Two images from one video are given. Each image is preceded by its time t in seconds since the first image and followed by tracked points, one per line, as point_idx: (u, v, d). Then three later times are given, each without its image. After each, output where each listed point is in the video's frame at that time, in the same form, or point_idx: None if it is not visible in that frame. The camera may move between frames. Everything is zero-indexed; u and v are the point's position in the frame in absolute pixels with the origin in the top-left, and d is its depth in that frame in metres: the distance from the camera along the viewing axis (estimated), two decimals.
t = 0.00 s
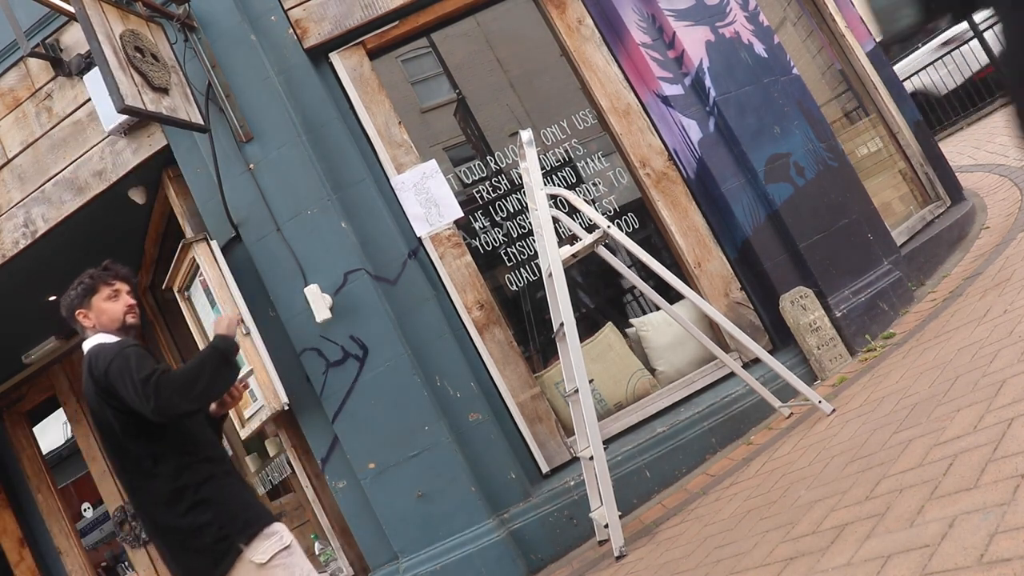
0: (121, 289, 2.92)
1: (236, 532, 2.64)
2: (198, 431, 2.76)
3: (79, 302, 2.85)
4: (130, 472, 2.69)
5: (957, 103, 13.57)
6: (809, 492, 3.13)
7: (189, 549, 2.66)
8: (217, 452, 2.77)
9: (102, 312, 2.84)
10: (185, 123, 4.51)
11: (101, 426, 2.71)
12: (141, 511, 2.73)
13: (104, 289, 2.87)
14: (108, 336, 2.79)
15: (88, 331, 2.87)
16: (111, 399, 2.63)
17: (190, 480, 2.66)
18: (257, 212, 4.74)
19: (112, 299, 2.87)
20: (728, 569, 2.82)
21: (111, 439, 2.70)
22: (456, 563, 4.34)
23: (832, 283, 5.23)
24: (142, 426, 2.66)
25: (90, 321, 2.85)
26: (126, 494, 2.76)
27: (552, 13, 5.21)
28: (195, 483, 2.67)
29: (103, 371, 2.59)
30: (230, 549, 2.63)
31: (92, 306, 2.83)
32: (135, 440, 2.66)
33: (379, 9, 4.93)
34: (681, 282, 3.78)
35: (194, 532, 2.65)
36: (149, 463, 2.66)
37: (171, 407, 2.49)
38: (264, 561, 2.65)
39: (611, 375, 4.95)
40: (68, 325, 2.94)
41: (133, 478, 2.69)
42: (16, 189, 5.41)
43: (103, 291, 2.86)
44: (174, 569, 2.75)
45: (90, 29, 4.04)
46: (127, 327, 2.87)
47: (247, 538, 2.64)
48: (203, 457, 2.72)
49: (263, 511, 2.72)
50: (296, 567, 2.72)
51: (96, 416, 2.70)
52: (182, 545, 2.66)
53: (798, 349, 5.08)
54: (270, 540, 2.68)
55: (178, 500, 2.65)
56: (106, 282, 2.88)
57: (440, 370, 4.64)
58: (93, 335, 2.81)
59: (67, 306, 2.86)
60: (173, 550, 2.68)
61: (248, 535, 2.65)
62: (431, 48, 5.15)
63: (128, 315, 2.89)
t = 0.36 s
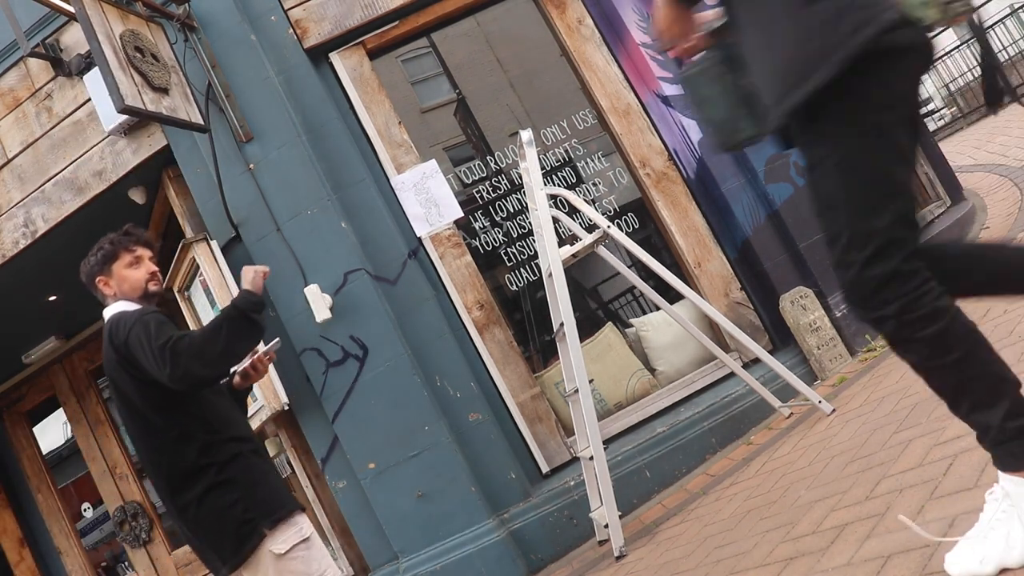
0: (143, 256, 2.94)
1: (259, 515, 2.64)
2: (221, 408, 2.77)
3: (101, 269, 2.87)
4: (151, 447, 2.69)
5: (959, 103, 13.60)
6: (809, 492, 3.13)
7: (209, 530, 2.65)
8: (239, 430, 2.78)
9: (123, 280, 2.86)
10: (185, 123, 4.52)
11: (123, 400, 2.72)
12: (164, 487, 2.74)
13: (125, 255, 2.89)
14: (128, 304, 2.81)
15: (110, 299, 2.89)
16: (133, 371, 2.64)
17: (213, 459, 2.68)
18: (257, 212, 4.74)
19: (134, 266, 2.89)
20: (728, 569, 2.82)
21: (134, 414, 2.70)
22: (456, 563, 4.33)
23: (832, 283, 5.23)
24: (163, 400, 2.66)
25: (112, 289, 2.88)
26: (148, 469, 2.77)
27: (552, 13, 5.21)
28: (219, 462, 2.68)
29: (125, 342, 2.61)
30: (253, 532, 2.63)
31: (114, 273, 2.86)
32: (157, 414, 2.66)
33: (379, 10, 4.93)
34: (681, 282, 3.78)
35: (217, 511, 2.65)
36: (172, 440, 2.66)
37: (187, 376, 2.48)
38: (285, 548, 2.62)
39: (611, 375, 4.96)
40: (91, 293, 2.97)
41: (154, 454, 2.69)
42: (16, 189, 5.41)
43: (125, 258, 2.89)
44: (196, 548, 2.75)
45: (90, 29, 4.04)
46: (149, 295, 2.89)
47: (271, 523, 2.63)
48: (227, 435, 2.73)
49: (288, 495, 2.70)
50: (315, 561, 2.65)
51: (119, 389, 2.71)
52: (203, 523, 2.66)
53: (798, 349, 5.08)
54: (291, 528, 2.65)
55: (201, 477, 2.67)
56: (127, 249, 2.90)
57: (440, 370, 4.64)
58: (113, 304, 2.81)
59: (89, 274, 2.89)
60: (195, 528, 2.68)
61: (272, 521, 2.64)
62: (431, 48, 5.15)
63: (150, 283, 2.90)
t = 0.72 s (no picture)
0: (150, 242, 2.98)
1: (274, 512, 2.64)
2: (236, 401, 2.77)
3: (109, 257, 2.92)
4: (164, 439, 2.67)
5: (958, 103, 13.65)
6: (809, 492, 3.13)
7: (221, 525, 2.64)
8: (254, 424, 2.77)
9: (131, 267, 2.90)
10: (185, 123, 4.52)
11: (136, 391, 2.70)
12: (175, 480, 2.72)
13: (132, 242, 2.94)
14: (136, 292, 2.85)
15: (119, 285, 2.95)
16: (150, 361, 2.64)
17: (227, 453, 2.67)
18: (257, 212, 4.74)
19: (141, 253, 2.94)
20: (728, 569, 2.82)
21: (148, 405, 2.69)
22: (455, 563, 4.33)
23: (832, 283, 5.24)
24: (177, 391, 2.66)
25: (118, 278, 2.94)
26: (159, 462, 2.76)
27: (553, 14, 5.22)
28: (234, 456, 2.68)
29: (142, 332, 2.61)
30: (266, 529, 2.63)
31: (121, 261, 2.90)
32: (172, 405, 2.66)
33: (379, 10, 4.93)
34: (681, 282, 3.78)
35: (230, 506, 2.64)
36: (186, 432, 2.66)
37: (206, 368, 2.50)
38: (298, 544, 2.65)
39: (611, 375, 4.97)
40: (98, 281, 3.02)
41: (167, 446, 2.67)
42: (16, 189, 5.41)
43: (132, 245, 2.93)
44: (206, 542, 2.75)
45: (90, 30, 4.05)
46: (157, 282, 2.94)
47: (285, 521, 2.64)
48: (241, 429, 2.72)
49: (303, 493, 2.72)
50: (321, 563, 2.69)
51: (132, 379, 2.69)
52: (215, 518, 2.65)
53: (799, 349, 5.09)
54: (303, 527, 2.67)
55: (215, 470, 2.67)
56: (134, 235, 2.94)
57: (440, 370, 4.64)
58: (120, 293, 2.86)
59: (97, 261, 2.93)
60: (207, 522, 2.67)
61: (287, 518, 2.65)
62: (431, 48, 5.15)
63: (158, 269, 2.95)
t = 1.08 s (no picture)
0: (164, 229, 2.98)
1: (286, 510, 2.57)
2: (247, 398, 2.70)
3: (123, 242, 2.90)
4: (175, 431, 2.57)
5: (958, 103, 13.68)
6: (809, 492, 3.13)
7: (232, 523, 2.55)
8: (264, 423, 2.70)
9: (144, 254, 2.89)
10: (185, 123, 4.52)
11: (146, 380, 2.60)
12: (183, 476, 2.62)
13: (145, 229, 2.92)
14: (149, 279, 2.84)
15: (132, 272, 2.93)
16: (166, 347, 2.55)
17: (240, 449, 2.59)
18: (257, 212, 4.74)
19: (155, 240, 2.93)
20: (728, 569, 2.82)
21: (159, 397, 2.59)
22: (455, 563, 4.33)
23: (832, 283, 5.24)
24: (193, 381, 2.58)
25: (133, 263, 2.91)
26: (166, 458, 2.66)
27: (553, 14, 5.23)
28: (247, 452, 2.60)
29: (159, 317, 2.53)
30: (277, 528, 2.55)
31: (135, 248, 2.89)
32: (185, 396, 2.57)
33: (379, 10, 4.93)
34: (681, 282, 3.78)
35: (242, 503, 2.56)
36: (199, 425, 2.57)
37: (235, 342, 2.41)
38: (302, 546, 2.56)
39: (612, 374, 4.99)
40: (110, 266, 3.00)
41: (177, 439, 2.57)
42: (16, 189, 5.41)
43: (145, 232, 2.92)
44: (211, 543, 2.63)
45: (90, 30, 4.05)
46: (170, 269, 2.93)
47: (297, 520, 2.57)
48: (254, 426, 2.65)
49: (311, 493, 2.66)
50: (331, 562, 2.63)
51: (144, 367, 2.60)
52: (224, 515, 2.56)
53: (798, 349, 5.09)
54: (311, 529, 2.60)
55: (227, 466, 2.57)
56: (148, 222, 2.94)
57: (440, 370, 4.64)
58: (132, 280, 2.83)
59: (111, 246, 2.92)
60: (215, 520, 2.57)
61: (299, 518, 2.58)
62: (431, 48, 5.15)
63: (171, 257, 2.94)
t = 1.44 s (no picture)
0: (162, 229, 2.98)
1: (297, 508, 2.55)
2: (255, 396, 2.69)
3: (121, 241, 2.89)
4: (185, 428, 2.55)
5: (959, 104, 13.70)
6: (809, 492, 3.13)
7: (243, 522, 2.51)
8: (270, 420, 2.68)
9: (144, 253, 2.89)
10: (185, 122, 4.52)
11: (153, 377, 2.57)
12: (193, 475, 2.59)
13: (143, 229, 2.92)
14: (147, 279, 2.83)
15: (129, 271, 2.92)
16: (174, 342, 2.54)
17: (250, 446, 2.56)
18: (257, 212, 4.74)
19: (154, 239, 2.93)
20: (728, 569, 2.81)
21: (167, 394, 2.56)
22: (456, 563, 4.33)
23: (832, 283, 5.23)
24: (201, 377, 2.57)
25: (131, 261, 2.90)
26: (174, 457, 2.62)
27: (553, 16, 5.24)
28: (256, 450, 2.57)
29: (167, 311, 2.51)
30: (287, 526, 2.52)
31: (134, 246, 2.89)
32: (194, 392, 2.55)
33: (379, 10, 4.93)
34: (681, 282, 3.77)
35: (250, 501, 2.53)
36: (209, 422, 2.54)
37: (245, 323, 2.39)
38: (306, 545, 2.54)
39: (612, 374, 4.99)
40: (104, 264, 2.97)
41: (186, 437, 2.55)
42: (16, 189, 5.41)
43: (144, 230, 2.92)
44: (221, 544, 2.59)
45: (90, 29, 4.05)
46: (169, 270, 2.93)
47: (307, 519, 2.56)
48: (261, 423, 2.63)
49: (318, 492, 2.64)
50: (333, 562, 2.63)
51: (151, 364, 2.57)
52: (235, 513, 2.52)
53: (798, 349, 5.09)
54: (317, 528, 2.60)
55: (236, 464, 2.54)
56: (147, 221, 2.94)
57: (440, 369, 4.64)
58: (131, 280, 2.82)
59: (108, 245, 2.90)
60: (225, 519, 2.54)
61: (308, 516, 2.57)
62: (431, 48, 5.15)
63: (170, 256, 2.95)
